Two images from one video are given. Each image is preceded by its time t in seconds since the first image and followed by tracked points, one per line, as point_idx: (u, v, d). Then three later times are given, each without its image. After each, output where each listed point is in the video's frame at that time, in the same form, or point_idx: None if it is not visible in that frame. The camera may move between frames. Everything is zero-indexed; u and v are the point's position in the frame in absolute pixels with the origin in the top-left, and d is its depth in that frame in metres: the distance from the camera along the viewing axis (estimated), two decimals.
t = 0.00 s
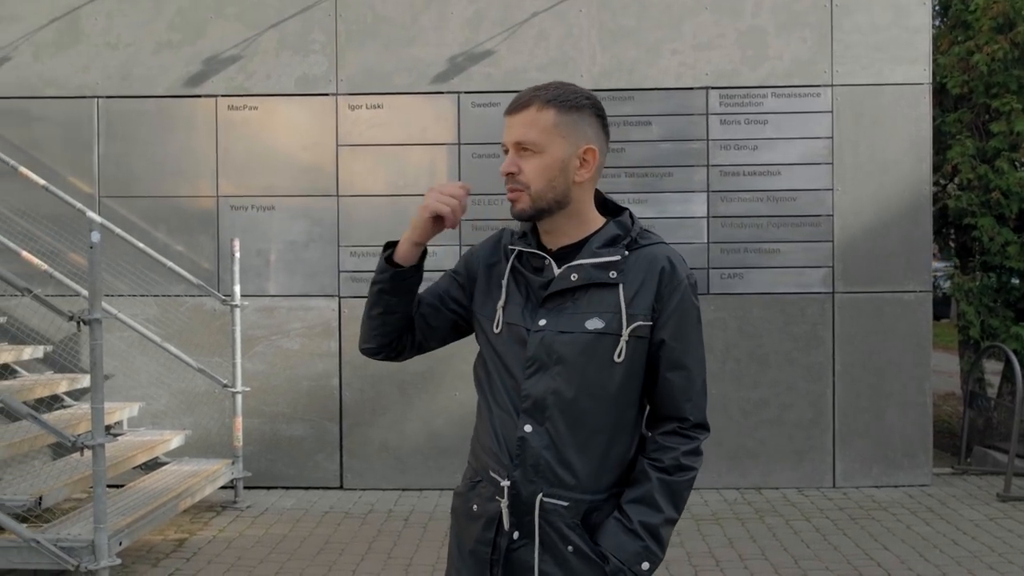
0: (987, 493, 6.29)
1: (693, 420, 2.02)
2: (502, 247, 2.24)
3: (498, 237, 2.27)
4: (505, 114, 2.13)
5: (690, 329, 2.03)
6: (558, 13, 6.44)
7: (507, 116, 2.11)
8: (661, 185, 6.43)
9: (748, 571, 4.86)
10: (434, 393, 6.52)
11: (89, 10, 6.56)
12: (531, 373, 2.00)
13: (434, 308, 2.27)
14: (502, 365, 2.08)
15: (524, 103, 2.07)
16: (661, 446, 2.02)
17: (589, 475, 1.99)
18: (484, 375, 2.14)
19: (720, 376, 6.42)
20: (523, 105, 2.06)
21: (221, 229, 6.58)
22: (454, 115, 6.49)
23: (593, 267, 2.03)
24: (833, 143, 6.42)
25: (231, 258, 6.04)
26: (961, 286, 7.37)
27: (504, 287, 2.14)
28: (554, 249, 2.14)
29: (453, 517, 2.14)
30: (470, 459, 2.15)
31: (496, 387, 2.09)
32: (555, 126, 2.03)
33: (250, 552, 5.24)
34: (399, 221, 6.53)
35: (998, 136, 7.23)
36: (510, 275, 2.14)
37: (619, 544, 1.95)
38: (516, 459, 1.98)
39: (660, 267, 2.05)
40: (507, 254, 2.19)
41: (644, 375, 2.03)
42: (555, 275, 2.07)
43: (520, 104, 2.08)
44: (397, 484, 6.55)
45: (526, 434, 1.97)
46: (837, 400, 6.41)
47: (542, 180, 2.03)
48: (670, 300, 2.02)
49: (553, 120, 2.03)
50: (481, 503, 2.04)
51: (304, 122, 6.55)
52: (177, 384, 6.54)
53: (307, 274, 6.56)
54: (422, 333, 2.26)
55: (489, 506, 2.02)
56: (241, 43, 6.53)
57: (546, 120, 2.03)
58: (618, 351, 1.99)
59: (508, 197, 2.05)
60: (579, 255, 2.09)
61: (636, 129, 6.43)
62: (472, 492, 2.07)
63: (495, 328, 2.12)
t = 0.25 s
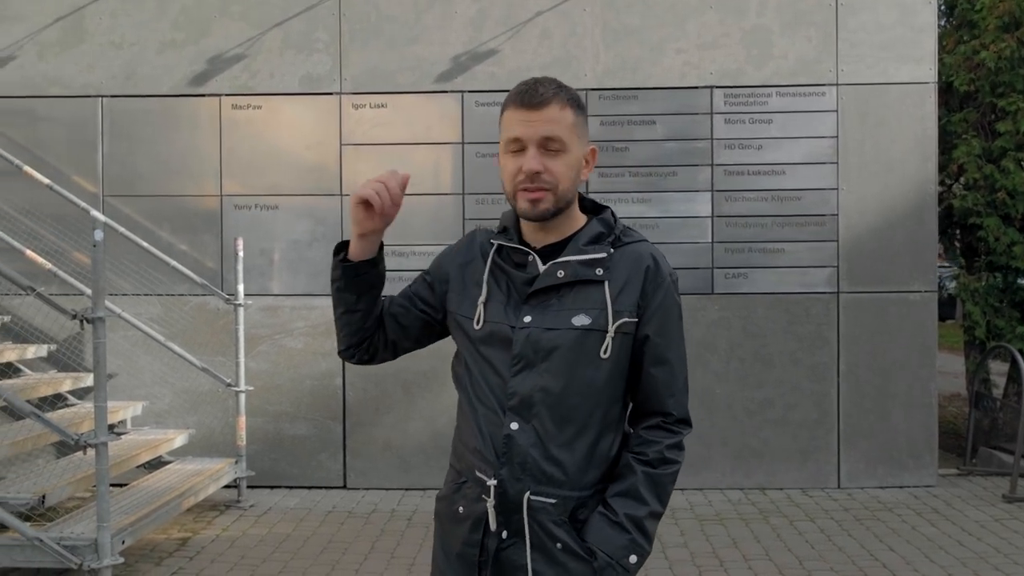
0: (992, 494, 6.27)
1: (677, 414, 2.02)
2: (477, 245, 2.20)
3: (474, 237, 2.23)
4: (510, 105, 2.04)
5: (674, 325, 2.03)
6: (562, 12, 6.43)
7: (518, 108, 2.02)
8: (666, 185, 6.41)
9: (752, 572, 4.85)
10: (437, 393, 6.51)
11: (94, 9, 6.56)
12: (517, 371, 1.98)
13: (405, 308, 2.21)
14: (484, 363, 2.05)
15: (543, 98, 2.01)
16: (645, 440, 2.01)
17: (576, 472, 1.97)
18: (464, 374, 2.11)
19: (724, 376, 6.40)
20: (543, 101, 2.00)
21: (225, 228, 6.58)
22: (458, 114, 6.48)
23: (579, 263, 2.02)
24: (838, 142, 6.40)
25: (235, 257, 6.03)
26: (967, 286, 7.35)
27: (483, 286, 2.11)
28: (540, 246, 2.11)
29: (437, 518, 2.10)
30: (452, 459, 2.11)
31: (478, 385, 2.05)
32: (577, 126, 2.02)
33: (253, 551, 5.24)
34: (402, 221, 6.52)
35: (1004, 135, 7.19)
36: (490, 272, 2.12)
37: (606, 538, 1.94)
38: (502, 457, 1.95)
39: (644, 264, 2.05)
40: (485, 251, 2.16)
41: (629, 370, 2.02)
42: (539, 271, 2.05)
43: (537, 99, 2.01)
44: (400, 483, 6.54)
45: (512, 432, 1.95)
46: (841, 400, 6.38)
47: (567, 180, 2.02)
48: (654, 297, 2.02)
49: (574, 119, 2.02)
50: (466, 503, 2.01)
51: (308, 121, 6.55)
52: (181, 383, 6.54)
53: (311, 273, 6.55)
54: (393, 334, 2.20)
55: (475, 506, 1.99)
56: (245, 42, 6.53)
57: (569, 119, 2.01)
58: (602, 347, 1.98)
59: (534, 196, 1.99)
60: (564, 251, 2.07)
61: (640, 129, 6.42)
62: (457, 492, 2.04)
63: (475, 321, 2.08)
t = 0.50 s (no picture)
0: (1002, 493, 6.23)
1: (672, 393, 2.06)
2: (455, 246, 2.14)
3: (451, 239, 2.16)
4: (502, 108, 2.00)
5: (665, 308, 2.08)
6: (568, 11, 6.42)
7: (512, 111, 1.99)
8: (672, 183, 6.40)
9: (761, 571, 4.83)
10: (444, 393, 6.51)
11: (100, 11, 6.57)
12: (522, 365, 1.96)
13: (384, 322, 2.13)
14: (482, 360, 2.00)
15: (537, 101, 2.00)
16: (645, 422, 2.04)
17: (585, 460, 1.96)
18: (455, 373, 2.05)
19: (732, 375, 6.38)
20: (538, 104, 1.99)
21: (232, 229, 6.58)
22: (464, 114, 6.48)
23: (574, 257, 2.01)
24: (845, 139, 6.37)
25: (242, 258, 6.04)
26: (976, 284, 7.32)
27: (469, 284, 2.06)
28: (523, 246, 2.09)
29: (437, 520, 2.04)
30: (450, 459, 2.05)
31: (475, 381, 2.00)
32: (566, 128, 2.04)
33: (261, 552, 5.24)
34: (408, 220, 6.52)
35: (1012, 132, 7.15)
36: (476, 270, 2.07)
37: (622, 518, 1.96)
38: (511, 450, 1.92)
39: (632, 252, 2.08)
40: (466, 250, 2.11)
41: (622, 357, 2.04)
42: (531, 267, 2.02)
43: (531, 102, 2.00)
44: (408, 483, 6.54)
45: (520, 425, 1.92)
46: (849, 398, 6.36)
47: (563, 182, 2.03)
48: (646, 283, 2.06)
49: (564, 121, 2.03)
50: (472, 503, 1.95)
51: (314, 121, 6.55)
52: (188, 384, 6.55)
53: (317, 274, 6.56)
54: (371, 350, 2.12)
55: (483, 504, 1.94)
56: (251, 43, 6.53)
57: (561, 121, 2.02)
58: (600, 336, 1.98)
59: (536, 199, 1.98)
60: (554, 247, 2.05)
61: (647, 127, 6.40)
62: (460, 492, 1.98)
63: (467, 322, 2.03)
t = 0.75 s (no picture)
0: (1003, 495, 6.23)
1: (670, 391, 2.04)
2: (444, 250, 2.16)
3: (439, 244, 2.18)
4: (471, 108, 2.01)
5: (658, 301, 2.06)
6: (571, 12, 6.42)
7: (479, 110, 2.00)
8: (674, 184, 6.41)
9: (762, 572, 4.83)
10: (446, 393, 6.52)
11: (104, 10, 6.59)
12: (512, 364, 1.96)
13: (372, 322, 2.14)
14: (475, 360, 2.01)
15: (503, 99, 2.00)
16: (642, 420, 2.02)
17: (583, 460, 1.95)
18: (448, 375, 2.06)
19: (733, 376, 6.39)
20: (505, 102, 1.99)
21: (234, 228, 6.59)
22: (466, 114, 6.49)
23: (558, 252, 2.02)
24: (847, 141, 6.37)
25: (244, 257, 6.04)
26: (978, 286, 7.31)
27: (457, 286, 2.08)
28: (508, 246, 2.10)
29: (438, 522, 2.05)
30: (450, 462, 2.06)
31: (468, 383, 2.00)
32: (538, 123, 2.03)
33: (263, 550, 5.25)
34: (410, 220, 6.53)
35: (1014, 134, 7.14)
36: (463, 272, 2.08)
37: (620, 520, 1.94)
38: (506, 450, 1.92)
39: (620, 247, 2.07)
40: (453, 253, 2.13)
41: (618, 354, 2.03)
42: (517, 265, 2.04)
43: (497, 100, 2.00)
44: (410, 483, 6.55)
45: (514, 425, 1.92)
46: (850, 400, 6.36)
47: (536, 177, 2.02)
48: (636, 276, 2.05)
49: (535, 117, 2.03)
50: (471, 503, 1.96)
51: (316, 121, 6.56)
52: (191, 383, 6.56)
53: (319, 273, 6.56)
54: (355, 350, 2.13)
55: (482, 504, 1.94)
56: (255, 42, 6.54)
57: (531, 117, 2.01)
58: (591, 331, 1.98)
59: (507, 198, 1.99)
60: (539, 243, 2.06)
61: (649, 128, 6.41)
62: (459, 493, 1.99)
63: (457, 325, 2.04)
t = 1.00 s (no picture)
0: (1010, 495, 6.22)
1: (673, 399, 1.90)
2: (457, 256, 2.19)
3: (454, 250, 2.21)
4: (464, 104, 2.02)
5: (661, 302, 1.92)
6: (577, 11, 6.43)
7: (470, 105, 1.99)
8: (679, 184, 6.40)
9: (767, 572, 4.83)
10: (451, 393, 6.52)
11: (111, 11, 6.61)
12: (503, 371, 1.95)
13: (393, 323, 2.20)
14: (472, 367, 2.01)
15: (494, 93, 1.98)
16: (640, 430, 1.90)
17: (574, 471, 1.89)
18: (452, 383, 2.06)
19: (738, 376, 6.38)
20: (495, 95, 1.98)
21: (241, 228, 6.61)
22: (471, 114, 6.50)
23: (551, 253, 1.97)
24: (853, 140, 6.36)
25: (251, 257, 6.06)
26: (985, 285, 7.29)
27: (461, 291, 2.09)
28: (512, 245, 2.08)
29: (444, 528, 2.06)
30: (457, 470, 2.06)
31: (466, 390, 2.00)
32: (532, 117, 1.99)
33: (269, 550, 5.27)
34: (416, 220, 6.54)
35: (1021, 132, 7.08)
36: (467, 277, 2.10)
37: (609, 536, 1.83)
38: (495, 459, 1.89)
39: (622, 246, 1.97)
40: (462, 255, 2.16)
41: (616, 359, 1.94)
42: (514, 267, 2.03)
43: (488, 94, 1.98)
44: (415, 482, 6.56)
45: (502, 433, 1.90)
46: (856, 400, 6.35)
47: (527, 171, 1.97)
48: (634, 275, 1.94)
49: (528, 110, 1.98)
50: (467, 508, 1.96)
51: (322, 121, 6.58)
52: (197, 383, 6.58)
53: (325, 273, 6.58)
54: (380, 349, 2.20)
55: (476, 510, 1.94)
56: (261, 43, 6.56)
57: (523, 110, 1.97)
58: (581, 334, 1.90)
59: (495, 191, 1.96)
60: (537, 243, 2.02)
61: (655, 128, 6.42)
62: (458, 500, 2.00)
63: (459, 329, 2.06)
